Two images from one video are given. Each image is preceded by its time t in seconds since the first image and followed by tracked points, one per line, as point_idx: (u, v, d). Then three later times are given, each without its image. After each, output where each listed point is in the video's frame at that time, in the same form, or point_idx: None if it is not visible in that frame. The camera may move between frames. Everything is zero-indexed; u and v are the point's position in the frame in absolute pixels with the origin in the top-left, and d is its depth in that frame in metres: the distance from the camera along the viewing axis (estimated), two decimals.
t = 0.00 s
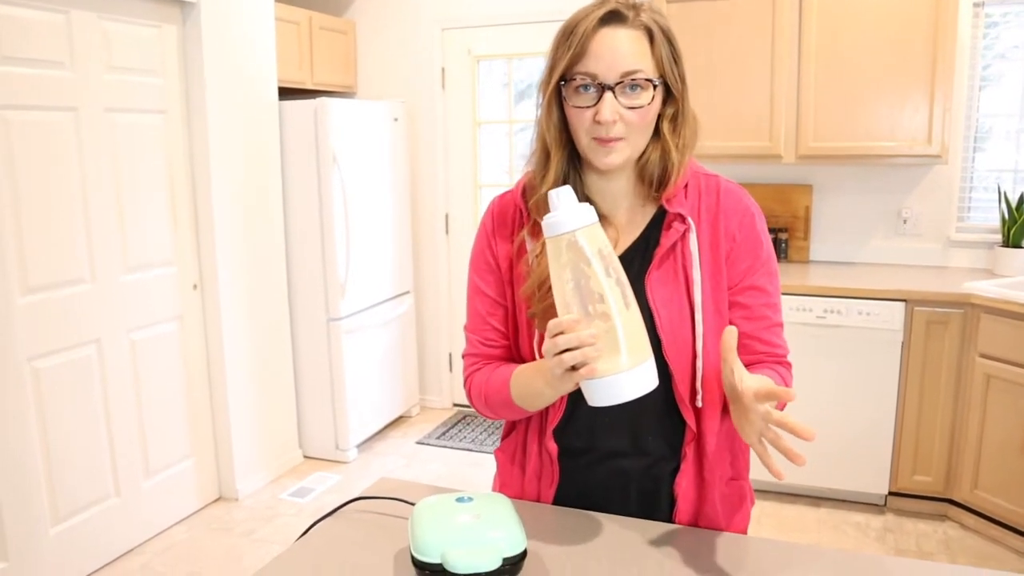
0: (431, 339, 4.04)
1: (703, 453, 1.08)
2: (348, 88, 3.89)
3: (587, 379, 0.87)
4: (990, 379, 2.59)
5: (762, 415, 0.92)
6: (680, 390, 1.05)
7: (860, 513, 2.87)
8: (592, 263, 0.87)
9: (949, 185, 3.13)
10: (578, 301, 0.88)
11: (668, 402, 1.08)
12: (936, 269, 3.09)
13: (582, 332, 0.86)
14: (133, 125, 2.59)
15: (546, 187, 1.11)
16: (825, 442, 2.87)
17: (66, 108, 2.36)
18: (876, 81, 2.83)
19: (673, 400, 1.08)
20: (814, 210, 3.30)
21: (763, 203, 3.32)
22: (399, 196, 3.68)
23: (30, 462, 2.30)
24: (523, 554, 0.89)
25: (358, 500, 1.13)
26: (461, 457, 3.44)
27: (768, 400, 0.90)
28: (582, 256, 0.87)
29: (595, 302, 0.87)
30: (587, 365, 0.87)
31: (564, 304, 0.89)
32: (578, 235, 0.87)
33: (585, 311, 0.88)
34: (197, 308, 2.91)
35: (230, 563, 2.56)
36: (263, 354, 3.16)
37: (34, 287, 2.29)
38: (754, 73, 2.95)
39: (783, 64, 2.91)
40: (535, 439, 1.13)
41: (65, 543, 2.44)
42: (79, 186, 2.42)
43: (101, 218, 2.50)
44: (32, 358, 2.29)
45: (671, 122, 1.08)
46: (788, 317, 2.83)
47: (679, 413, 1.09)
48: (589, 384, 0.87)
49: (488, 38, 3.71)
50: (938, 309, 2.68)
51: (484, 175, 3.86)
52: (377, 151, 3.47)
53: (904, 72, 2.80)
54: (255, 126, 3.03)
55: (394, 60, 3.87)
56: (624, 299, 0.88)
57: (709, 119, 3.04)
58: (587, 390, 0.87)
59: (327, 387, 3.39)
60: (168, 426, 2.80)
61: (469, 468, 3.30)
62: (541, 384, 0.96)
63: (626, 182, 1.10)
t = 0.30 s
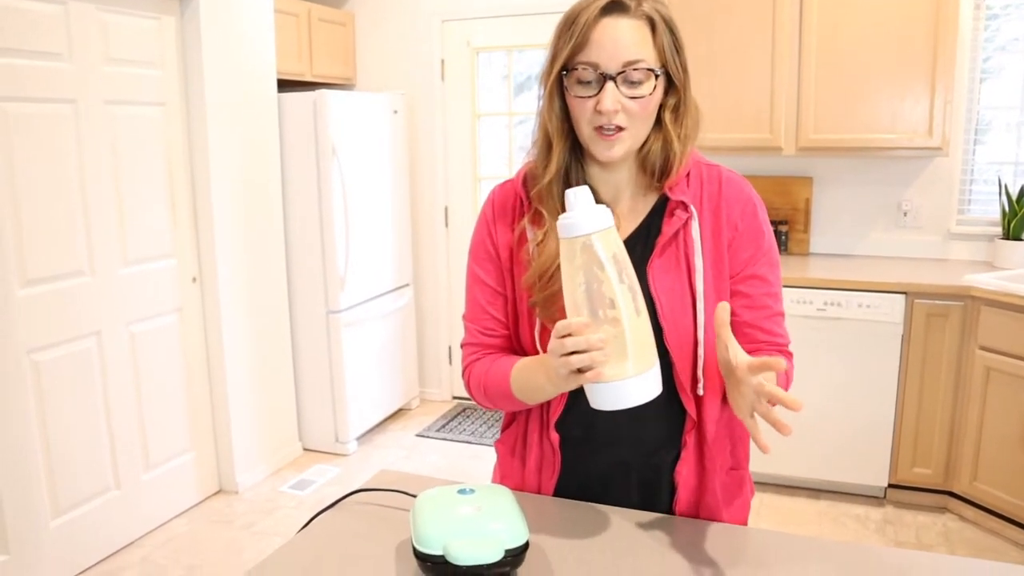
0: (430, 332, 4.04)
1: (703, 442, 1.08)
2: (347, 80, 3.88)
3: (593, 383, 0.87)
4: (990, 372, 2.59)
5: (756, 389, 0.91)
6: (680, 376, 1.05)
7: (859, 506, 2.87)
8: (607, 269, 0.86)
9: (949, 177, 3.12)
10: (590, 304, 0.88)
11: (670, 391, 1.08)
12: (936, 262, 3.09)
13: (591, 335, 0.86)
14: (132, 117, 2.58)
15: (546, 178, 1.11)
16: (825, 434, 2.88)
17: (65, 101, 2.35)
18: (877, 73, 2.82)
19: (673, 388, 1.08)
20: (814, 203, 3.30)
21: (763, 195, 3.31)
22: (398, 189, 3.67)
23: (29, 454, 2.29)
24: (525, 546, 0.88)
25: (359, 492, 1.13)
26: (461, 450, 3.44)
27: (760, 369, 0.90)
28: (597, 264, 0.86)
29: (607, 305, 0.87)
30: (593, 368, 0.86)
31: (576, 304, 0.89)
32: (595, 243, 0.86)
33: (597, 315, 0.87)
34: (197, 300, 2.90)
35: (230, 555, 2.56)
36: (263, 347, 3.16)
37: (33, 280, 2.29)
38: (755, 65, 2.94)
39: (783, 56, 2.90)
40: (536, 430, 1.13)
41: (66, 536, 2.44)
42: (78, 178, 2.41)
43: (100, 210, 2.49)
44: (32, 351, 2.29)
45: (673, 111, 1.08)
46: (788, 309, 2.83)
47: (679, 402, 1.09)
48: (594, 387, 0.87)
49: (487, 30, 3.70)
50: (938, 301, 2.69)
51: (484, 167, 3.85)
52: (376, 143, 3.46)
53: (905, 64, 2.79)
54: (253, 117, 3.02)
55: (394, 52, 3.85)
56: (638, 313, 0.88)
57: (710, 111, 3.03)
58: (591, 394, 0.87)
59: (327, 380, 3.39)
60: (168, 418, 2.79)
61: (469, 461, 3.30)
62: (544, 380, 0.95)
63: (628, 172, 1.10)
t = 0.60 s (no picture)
0: (423, 323, 4.05)
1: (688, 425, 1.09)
2: (336, 71, 3.87)
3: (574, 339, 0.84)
4: (979, 356, 2.61)
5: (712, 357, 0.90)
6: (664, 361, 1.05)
7: (850, 490, 2.90)
8: (662, 304, 0.72)
9: (938, 162, 3.13)
10: (657, 263, 0.78)
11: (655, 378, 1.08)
12: (925, 247, 3.10)
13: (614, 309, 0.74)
14: (119, 111, 2.57)
15: (534, 163, 1.10)
16: (816, 420, 2.90)
17: (50, 95, 2.34)
18: (865, 58, 2.83)
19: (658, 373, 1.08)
20: (804, 189, 3.31)
21: (753, 183, 3.32)
22: (388, 180, 3.66)
23: (21, 449, 2.29)
24: (511, 537, 0.88)
25: (348, 484, 1.13)
26: (454, 440, 3.45)
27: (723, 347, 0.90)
28: (627, 337, 0.70)
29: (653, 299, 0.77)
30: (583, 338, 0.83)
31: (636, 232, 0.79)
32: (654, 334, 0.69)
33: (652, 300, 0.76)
34: (187, 294, 2.90)
35: (225, 547, 2.58)
36: (255, 339, 3.16)
37: (20, 275, 2.28)
38: (744, 52, 2.94)
39: (772, 43, 2.90)
40: (521, 421, 1.12)
41: (59, 530, 2.44)
42: (65, 173, 2.40)
43: (87, 204, 2.48)
44: (21, 346, 2.29)
45: (659, 96, 1.08)
46: (778, 296, 2.84)
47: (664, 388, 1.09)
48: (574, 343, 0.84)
49: (476, 19, 3.68)
50: (927, 286, 2.70)
51: (474, 158, 3.85)
52: (365, 134, 3.45)
53: (893, 49, 2.79)
54: (241, 110, 3.01)
55: (383, 43, 3.83)
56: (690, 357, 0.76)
57: (699, 99, 3.03)
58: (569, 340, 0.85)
59: (320, 372, 3.39)
60: (160, 412, 2.80)
61: (463, 451, 3.32)
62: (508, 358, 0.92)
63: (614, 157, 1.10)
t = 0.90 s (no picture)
0: (423, 323, 4.04)
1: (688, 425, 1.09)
2: (336, 72, 3.87)
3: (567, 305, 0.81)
4: (978, 356, 2.61)
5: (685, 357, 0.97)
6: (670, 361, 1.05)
7: (850, 490, 2.90)
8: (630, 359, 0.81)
9: (938, 162, 3.13)
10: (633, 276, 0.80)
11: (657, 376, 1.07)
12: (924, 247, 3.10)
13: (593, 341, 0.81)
14: (118, 112, 2.57)
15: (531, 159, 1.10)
16: (816, 420, 2.90)
17: (49, 96, 2.34)
18: (865, 58, 2.82)
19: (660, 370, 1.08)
20: (804, 190, 3.31)
21: (753, 183, 3.32)
22: (388, 181, 3.66)
23: (21, 450, 2.29)
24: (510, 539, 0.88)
25: (346, 486, 1.13)
26: (454, 441, 3.45)
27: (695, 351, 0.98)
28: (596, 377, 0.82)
29: (629, 316, 0.81)
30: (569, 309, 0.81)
31: (623, 229, 0.79)
32: (617, 393, 0.80)
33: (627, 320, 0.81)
34: (186, 295, 2.90)
35: (224, 549, 2.57)
36: (254, 340, 3.16)
37: (19, 276, 2.27)
38: (743, 53, 2.94)
39: (771, 44, 2.90)
40: (520, 422, 1.12)
41: (59, 532, 2.44)
42: (64, 174, 2.40)
43: (86, 205, 2.48)
44: (20, 348, 2.28)
45: (655, 96, 1.08)
46: (778, 297, 2.84)
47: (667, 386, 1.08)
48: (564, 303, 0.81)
49: (475, 20, 3.68)
50: (927, 286, 2.70)
51: (473, 158, 3.85)
52: (364, 136, 3.45)
53: (892, 49, 2.79)
54: (241, 111, 3.01)
55: (382, 44, 3.83)
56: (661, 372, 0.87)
57: (699, 99, 3.03)
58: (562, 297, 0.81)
59: (320, 373, 3.39)
60: (160, 414, 2.80)
61: (463, 452, 3.32)
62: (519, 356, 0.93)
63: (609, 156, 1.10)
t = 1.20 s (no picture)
0: (422, 324, 4.04)
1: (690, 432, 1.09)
2: (335, 73, 3.87)
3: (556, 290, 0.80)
4: (978, 356, 2.60)
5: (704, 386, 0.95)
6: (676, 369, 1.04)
7: (850, 490, 2.89)
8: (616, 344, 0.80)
9: (937, 161, 3.13)
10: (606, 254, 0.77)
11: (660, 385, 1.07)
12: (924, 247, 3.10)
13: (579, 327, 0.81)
14: (117, 113, 2.57)
15: (530, 163, 1.10)
16: (816, 420, 2.89)
17: (48, 97, 2.33)
18: (864, 58, 2.82)
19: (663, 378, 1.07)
20: (803, 189, 3.31)
21: (752, 183, 3.32)
22: (387, 181, 3.66)
23: (20, 451, 2.29)
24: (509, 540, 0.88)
25: (344, 487, 1.13)
26: (454, 441, 3.45)
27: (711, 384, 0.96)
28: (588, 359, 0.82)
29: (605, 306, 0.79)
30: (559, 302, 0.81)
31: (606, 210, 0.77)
32: (604, 370, 0.81)
33: (603, 310, 0.79)
34: (185, 296, 2.89)
35: (222, 550, 2.57)
36: (254, 341, 3.16)
37: (18, 277, 2.27)
38: (742, 52, 2.94)
39: (770, 44, 2.90)
40: (520, 424, 1.11)
41: (58, 533, 2.44)
42: (62, 175, 2.40)
43: (85, 206, 2.47)
44: (20, 349, 2.28)
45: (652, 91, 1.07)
46: (777, 296, 2.84)
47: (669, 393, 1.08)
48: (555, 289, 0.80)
49: (473, 20, 3.68)
50: (926, 286, 2.70)
51: (472, 159, 3.84)
52: (363, 136, 3.45)
53: (891, 48, 2.79)
54: (239, 111, 3.01)
55: (380, 44, 3.83)
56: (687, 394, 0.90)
57: (697, 99, 3.03)
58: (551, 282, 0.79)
59: (319, 373, 3.38)
60: (160, 415, 2.79)
61: (462, 453, 3.31)
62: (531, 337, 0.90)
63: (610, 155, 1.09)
